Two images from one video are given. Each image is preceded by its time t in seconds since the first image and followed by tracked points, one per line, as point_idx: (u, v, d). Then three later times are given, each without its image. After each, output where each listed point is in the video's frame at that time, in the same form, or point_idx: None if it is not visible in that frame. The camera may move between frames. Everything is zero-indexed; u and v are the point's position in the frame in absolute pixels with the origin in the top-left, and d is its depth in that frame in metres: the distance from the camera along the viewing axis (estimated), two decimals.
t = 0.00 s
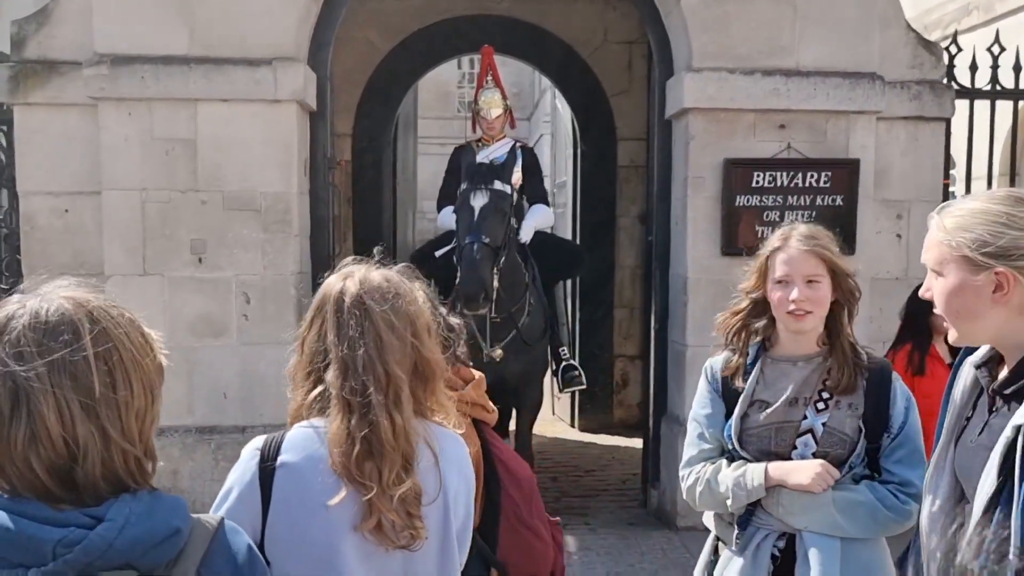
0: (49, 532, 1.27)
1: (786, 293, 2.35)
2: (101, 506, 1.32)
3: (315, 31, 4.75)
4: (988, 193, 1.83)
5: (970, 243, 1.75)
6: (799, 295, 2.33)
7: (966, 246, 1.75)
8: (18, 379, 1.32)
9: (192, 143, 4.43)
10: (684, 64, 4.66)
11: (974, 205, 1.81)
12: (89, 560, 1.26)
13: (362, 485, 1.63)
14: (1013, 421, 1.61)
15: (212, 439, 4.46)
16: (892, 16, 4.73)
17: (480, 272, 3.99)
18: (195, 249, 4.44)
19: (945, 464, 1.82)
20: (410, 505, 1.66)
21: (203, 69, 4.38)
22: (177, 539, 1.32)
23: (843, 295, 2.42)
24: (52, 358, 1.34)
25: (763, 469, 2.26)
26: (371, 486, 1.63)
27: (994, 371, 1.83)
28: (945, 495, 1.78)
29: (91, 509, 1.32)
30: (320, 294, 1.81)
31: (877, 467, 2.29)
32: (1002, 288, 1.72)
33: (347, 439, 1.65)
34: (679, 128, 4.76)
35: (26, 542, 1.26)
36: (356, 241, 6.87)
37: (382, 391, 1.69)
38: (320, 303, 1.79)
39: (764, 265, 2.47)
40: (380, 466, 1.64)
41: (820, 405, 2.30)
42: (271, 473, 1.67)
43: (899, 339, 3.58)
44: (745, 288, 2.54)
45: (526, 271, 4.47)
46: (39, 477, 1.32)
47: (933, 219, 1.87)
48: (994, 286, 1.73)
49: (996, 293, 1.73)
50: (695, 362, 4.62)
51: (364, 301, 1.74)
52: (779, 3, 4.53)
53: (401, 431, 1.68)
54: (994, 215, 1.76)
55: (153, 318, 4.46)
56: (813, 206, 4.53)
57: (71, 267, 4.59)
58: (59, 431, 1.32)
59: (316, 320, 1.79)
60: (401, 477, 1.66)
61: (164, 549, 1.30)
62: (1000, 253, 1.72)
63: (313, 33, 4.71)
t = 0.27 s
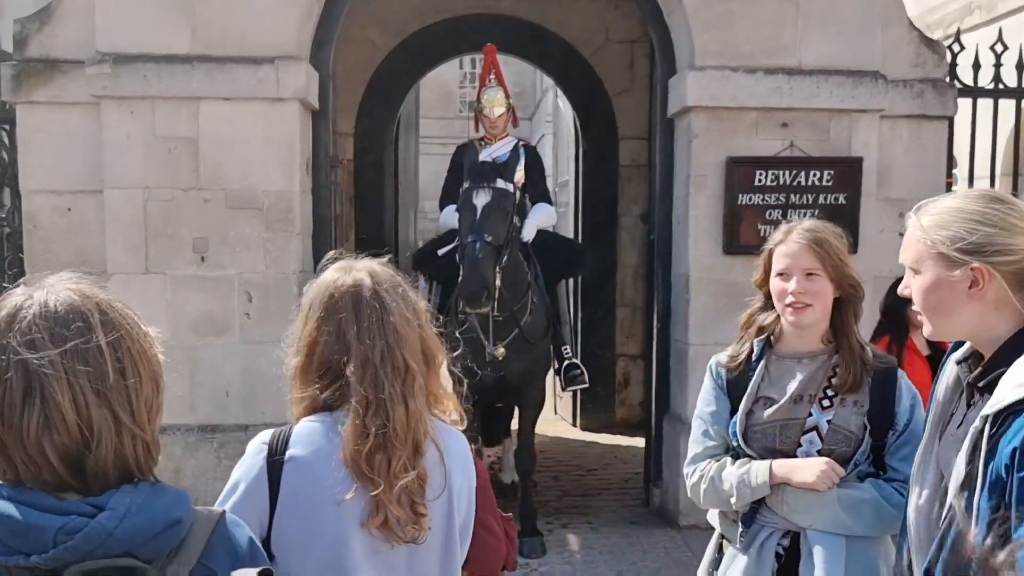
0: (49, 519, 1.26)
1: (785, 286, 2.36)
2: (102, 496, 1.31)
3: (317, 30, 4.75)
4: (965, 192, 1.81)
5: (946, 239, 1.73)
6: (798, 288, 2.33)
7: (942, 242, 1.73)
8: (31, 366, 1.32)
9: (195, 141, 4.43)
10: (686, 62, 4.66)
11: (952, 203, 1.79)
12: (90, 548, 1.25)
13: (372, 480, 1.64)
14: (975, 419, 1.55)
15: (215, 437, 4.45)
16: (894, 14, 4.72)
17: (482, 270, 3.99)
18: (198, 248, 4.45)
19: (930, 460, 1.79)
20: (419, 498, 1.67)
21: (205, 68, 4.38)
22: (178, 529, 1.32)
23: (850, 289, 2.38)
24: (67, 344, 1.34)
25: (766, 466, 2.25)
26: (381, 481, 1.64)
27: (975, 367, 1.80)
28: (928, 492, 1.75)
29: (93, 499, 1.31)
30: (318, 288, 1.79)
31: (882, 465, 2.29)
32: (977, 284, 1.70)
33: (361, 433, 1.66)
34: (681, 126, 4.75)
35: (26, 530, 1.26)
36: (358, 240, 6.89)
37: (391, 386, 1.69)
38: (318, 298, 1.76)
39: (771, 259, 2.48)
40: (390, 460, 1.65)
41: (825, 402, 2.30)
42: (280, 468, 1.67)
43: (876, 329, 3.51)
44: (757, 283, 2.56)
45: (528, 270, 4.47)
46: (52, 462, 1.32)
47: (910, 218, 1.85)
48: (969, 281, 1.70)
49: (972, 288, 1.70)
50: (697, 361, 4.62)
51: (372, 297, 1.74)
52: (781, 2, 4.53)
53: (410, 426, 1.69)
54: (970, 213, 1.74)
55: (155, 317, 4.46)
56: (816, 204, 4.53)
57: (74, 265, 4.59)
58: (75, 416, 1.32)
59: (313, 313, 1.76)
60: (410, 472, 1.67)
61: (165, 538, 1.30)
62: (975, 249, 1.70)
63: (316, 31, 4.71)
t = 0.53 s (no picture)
0: (53, 500, 1.27)
1: (785, 281, 2.37)
2: (104, 479, 1.32)
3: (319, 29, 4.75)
4: (952, 185, 1.82)
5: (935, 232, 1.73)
6: (797, 282, 2.34)
7: (931, 234, 1.73)
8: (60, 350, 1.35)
9: (197, 139, 4.44)
10: (688, 61, 4.66)
11: (938, 197, 1.80)
12: (94, 528, 1.26)
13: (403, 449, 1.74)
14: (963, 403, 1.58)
15: (217, 435, 4.45)
16: (896, 13, 4.72)
17: (484, 267, 3.99)
18: (200, 246, 4.46)
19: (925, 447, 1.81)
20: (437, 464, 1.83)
21: (208, 66, 4.38)
22: (179, 509, 1.34)
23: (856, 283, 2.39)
24: (95, 331, 1.38)
25: (768, 460, 2.26)
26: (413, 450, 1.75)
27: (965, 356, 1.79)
28: (921, 479, 1.78)
29: (95, 481, 1.32)
30: (314, 276, 1.81)
31: (883, 460, 2.30)
32: (968, 275, 1.70)
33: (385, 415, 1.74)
34: (683, 124, 4.75)
35: (28, 511, 1.26)
36: (360, 240, 6.90)
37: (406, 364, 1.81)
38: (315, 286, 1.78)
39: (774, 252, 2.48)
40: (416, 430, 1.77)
41: (826, 397, 2.31)
42: (291, 462, 1.67)
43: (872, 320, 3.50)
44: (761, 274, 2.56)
45: (531, 268, 4.47)
46: (83, 446, 1.34)
47: (900, 213, 1.85)
48: (960, 273, 1.70)
49: (963, 280, 1.70)
50: (698, 359, 4.62)
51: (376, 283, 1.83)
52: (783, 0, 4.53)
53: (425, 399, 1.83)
54: (956, 205, 1.75)
55: (158, 315, 4.47)
56: (818, 202, 4.53)
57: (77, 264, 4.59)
58: (108, 397, 1.36)
59: (313, 298, 1.77)
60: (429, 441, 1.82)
61: (168, 518, 1.32)
62: (965, 239, 1.70)
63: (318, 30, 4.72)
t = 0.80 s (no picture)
0: (59, 491, 1.28)
1: (794, 278, 2.36)
2: (106, 470, 1.33)
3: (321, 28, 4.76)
4: (940, 181, 1.83)
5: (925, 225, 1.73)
6: (807, 280, 2.34)
7: (922, 228, 1.73)
8: (69, 343, 1.36)
9: (198, 139, 4.45)
10: (689, 60, 4.67)
11: (925, 192, 1.81)
12: (101, 518, 1.27)
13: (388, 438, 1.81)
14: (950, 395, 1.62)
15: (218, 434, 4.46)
16: (897, 12, 4.73)
17: (485, 265, 4.00)
18: (202, 245, 4.47)
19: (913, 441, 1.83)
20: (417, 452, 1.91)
21: (209, 66, 4.39)
22: (181, 499, 1.36)
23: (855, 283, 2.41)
24: (104, 330, 1.39)
25: (766, 458, 2.27)
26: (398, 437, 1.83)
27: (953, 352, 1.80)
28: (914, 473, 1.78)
29: (98, 472, 1.33)
30: (290, 274, 1.82)
31: (880, 457, 2.30)
32: (958, 269, 1.70)
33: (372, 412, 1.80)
34: (684, 124, 4.76)
35: (34, 500, 1.26)
36: (361, 239, 6.91)
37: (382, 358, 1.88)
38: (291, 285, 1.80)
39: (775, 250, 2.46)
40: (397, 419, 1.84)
41: (824, 394, 2.31)
42: (281, 460, 1.69)
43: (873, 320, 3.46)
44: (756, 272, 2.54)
45: (531, 267, 4.48)
46: (88, 437, 1.34)
47: (890, 209, 1.85)
48: (949, 267, 1.71)
49: (952, 274, 1.71)
50: (699, 358, 4.63)
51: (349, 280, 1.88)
52: None
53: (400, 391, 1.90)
54: (943, 200, 1.76)
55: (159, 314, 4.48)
56: (818, 202, 4.53)
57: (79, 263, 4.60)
58: (115, 392, 1.37)
59: (290, 296, 1.79)
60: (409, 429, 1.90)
61: (172, 507, 1.34)
62: (954, 233, 1.71)
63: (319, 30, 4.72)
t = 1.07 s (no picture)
0: (69, 484, 1.28)
1: (798, 279, 2.34)
2: (115, 464, 1.33)
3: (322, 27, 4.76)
4: (941, 176, 1.84)
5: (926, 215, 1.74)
6: (812, 280, 2.32)
7: (923, 220, 1.73)
8: (82, 338, 1.36)
9: (200, 138, 4.45)
10: (690, 59, 4.67)
11: (926, 186, 1.81)
12: (110, 511, 1.27)
13: (351, 439, 1.84)
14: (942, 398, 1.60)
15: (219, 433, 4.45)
16: (899, 11, 4.72)
17: (486, 263, 4.00)
18: (203, 244, 4.47)
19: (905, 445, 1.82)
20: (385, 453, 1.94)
21: (211, 65, 4.39)
22: (188, 494, 1.35)
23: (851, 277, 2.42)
24: (115, 324, 1.41)
25: (767, 457, 2.26)
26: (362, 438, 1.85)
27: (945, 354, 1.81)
28: (902, 482, 1.78)
29: (107, 467, 1.33)
30: (258, 276, 1.89)
31: (881, 453, 2.31)
32: (959, 263, 1.70)
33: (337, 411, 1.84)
34: (685, 123, 4.76)
35: (44, 493, 1.27)
36: (362, 239, 6.92)
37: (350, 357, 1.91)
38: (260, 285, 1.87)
39: (773, 250, 2.44)
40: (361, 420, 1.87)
41: (825, 393, 2.32)
42: (247, 456, 1.72)
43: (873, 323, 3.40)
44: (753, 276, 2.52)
45: (533, 266, 4.49)
46: (103, 430, 1.35)
47: (889, 201, 1.85)
48: (952, 262, 1.70)
49: (954, 269, 1.70)
50: (700, 358, 4.62)
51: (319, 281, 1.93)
52: None
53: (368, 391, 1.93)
54: (945, 193, 1.77)
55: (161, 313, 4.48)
56: (820, 201, 4.53)
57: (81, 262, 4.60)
58: (128, 386, 1.38)
59: (256, 298, 1.85)
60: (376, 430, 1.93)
61: (179, 501, 1.34)
62: (957, 225, 1.71)
63: (320, 29, 4.72)
